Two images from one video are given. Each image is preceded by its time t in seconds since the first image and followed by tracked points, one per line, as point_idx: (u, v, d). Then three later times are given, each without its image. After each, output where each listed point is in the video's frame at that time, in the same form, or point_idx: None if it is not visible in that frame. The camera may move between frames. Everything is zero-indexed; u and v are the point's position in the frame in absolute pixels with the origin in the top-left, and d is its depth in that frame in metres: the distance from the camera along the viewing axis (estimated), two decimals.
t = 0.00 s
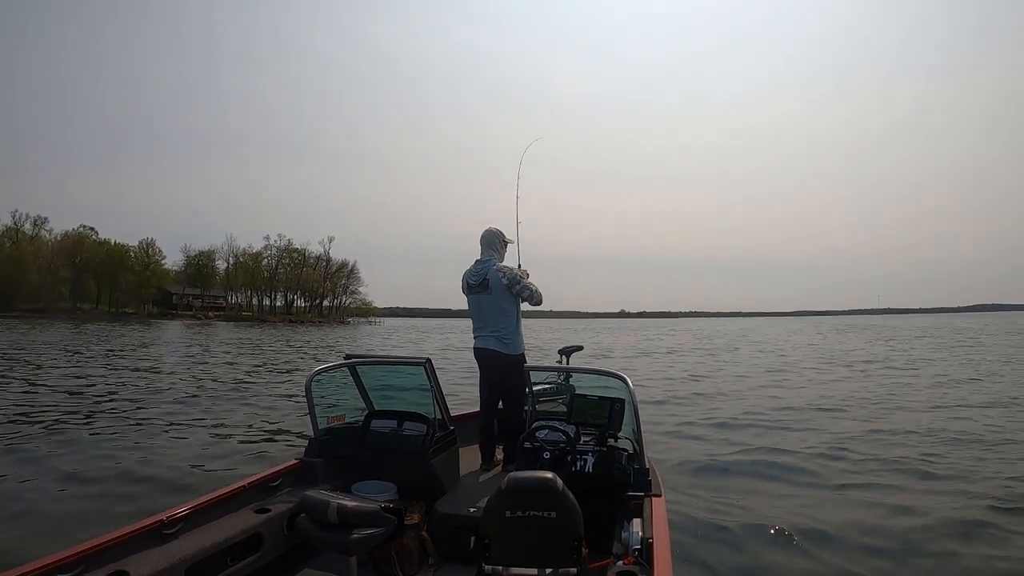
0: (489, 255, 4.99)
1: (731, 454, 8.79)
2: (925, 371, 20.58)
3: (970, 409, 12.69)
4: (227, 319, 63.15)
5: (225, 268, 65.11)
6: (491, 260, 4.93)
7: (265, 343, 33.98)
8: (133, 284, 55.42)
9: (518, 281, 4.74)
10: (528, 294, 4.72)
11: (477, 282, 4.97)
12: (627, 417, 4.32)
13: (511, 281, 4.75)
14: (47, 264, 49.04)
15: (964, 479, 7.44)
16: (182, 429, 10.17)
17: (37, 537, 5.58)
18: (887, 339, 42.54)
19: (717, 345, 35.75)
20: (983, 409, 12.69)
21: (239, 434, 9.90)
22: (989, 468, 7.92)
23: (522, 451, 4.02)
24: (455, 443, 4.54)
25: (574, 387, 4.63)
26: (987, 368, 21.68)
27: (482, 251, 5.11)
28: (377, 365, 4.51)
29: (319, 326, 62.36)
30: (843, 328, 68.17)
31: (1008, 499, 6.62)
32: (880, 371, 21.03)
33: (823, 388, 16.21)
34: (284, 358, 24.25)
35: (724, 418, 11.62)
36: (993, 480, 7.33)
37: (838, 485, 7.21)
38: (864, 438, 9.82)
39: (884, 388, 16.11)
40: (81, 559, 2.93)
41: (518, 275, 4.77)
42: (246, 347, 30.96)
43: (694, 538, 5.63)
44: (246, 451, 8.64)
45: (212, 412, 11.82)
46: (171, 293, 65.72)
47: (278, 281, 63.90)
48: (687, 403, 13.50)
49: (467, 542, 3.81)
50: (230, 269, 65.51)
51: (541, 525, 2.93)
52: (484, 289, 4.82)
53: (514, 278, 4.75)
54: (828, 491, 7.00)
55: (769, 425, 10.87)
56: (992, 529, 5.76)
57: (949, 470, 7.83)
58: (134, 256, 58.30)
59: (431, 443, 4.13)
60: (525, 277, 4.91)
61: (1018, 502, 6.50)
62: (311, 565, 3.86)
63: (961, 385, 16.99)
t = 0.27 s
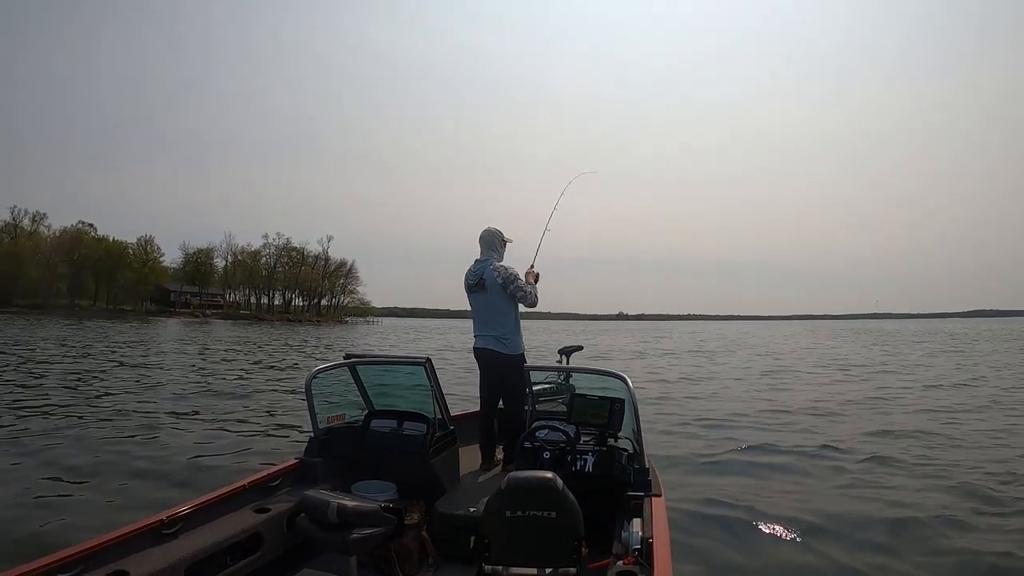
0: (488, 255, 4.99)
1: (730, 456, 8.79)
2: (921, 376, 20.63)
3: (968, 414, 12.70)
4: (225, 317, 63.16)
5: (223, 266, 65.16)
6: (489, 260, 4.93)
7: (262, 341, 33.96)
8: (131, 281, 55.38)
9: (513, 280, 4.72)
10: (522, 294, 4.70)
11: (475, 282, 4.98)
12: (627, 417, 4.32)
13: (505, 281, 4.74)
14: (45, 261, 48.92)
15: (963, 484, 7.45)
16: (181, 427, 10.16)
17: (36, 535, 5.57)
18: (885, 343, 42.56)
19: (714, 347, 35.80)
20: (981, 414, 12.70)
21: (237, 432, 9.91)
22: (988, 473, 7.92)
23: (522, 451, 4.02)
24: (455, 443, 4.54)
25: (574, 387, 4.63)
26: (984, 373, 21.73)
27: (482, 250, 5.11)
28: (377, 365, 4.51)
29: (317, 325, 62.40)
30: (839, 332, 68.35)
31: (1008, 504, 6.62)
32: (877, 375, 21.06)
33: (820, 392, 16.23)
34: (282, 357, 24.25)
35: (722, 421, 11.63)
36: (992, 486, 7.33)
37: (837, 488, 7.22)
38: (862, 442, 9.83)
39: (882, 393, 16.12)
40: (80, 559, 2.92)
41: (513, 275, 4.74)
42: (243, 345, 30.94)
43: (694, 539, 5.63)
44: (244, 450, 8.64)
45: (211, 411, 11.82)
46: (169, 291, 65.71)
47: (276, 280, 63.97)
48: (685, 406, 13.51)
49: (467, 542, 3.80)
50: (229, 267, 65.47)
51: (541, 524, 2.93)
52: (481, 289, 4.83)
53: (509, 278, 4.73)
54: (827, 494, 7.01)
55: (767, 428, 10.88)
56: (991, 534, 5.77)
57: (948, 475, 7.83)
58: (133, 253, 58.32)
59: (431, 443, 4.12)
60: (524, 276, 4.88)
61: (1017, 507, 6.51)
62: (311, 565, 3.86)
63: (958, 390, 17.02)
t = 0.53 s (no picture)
0: (490, 255, 5.00)
1: (728, 455, 8.79)
2: (917, 377, 20.68)
3: (965, 416, 12.74)
4: (223, 309, 63.15)
5: (221, 257, 65.13)
6: (489, 260, 4.95)
7: (259, 331, 33.91)
8: (129, 270, 55.22)
9: (508, 280, 4.70)
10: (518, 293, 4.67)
11: (476, 282, 5.00)
12: (627, 417, 4.32)
13: (501, 281, 4.73)
14: (43, 249, 48.72)
15: (961, 486, 7.46)
16: (181, 419, 10.13)
17: (36, 529, 5.57)
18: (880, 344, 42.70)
19: (710, 344, 35.87)
20: (978, 416, 12.73)
21: (236, 423, 9.90)
22: (985, 475, 7.94)
23: (522, 450, 4.02)
24: (455, 442, 4.55)
25: (574, 387, 4.62)
26: (979, 375, 21.82)
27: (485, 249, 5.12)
28: (377, 364, 4.50)
29: (315, 318, 62.43)
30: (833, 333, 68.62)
31: (1006, 507, 6.64)
32: (874, 376, 21.12)
33: (817, 392, 16.26)
34: (280, 348, 24.23)
35: (720, 419, 11.63)
36: (989, 489, 7.35)
37: (837, 489, 7.22)
38: (860, 443, 9.85)
39: (878, 393, 16.15)
40: (80, 557, 2.92)
41: (508, 275, 4.72)
42: (240, 335, 30.88)
43: (693, 538, 5.63)
44: (244, 443, 8.63)
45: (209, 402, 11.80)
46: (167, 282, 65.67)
47: (275, 272, 63.98)
48: (683, 403, 13.52)
49: (467, 542, 3.81)
50: (227, 259, 65.35)
51: (541, 524, 2.93)
52: (480, 289, 4.85)
53: (505, 278, 4.72)
54: (826, 494, 7.01)
55: (765, 428, 10.90)
56: (991, 536, 5.77)
57: (946, 477, 7.84)
58: (131, 242, 58.25)
59: (431, 443, 4.13)
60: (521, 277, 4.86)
61: (1015, 511, 6.52)
62: (311, 565, 3.85)
63: (954, 391, 17.08)
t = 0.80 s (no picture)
0: (497, 253, 4.98)
1: (727, 453, 8.79)
2: (913, 376, 20.76)
3: (962, 415, 12.77)
4: (221, 299, 63.19)
5: (220, 249, 65.15)
6: (496, 260, 4.94)
7: (257, 322, 33.89)
8: (128, 261, 55.14)
9: (515, 280, 4.67)
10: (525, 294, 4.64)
11: (483, 281, 4.99)
12: (627, 416, 4.32)
13: (508, 281, 4.70)
14: (42, 238, 48.60)
15: (959, 486, 7.48)
16: (181, 410, 10.11)
17: (36, 520, 5.55)
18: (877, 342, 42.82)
19: (708, 341, 35.91)
20: (975, 416, 12.75)
21: (237, 416, 9.91)
22: (984, 476, 7.95)
23: (522, 450, 4.02)
24: (455, 442, 4.54)
25: (574, 387, 4.62)
26: (975, 375, 21.88)
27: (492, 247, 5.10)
28: (378, 363, 4.49)
29: (313, 310, 62.48)
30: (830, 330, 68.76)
31: (1005, 508, 6.64)
32: (871, 374, 21.16)
33: (814, 389, 16.30)
34: (279, 340, 24.23)
35: (719, 417, 11.63)
36: (988, 489, 7.36)
37: (836, 488, 7.22)
38: (858, 441, 9.87)
39: (876, 392, 16.18)
40: (80, 558, 2.92)
41: (515, 274, 4.69)
42: (239, 326, 30.85)
43: (693, 536, 5.63)
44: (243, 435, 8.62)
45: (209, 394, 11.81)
46: (166, 273, 65.66)
47: (273, 264, 64.01)
48: (681, 400, 13.52)
49: (467, 542, 3.81)
50: (226, 252, 65.26)
51: (541, 524, 2.93)
52: (487, 289, 4.84)
53: (512, 278, 4.68)
54: (826, 493, 7.01)
55: (763, 425, 10.90)
56: (991, 537, 5.78)
57: (944, 477, 7.85)
58: (131, 232, 58.21)
59: (431, 442, 4.13)
60: (527, 276, 4.83)
61: (1014, 511, 6.53)
62: (311, 564, 3.85)
63: (950, 390, 17.13)
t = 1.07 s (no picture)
0: (501, 254, 4.98)
1: (728, 451, 8.78)
2: (912, 371, 20.75)
3: (962, 409, 12.76)
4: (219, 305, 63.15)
5: (217, 254, 65.15)
6: (499, 261, 4.94)
7: (255, 328, 33.85)
8: (124, 267, 54.93)
9: (519, 280, 4.67)
10: (529, 294, 4.65)
11: (487, 282, 4.99)
12: (628, 417, 4.32)
13: (511, 281, 4.70)
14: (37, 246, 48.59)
15: (959, 480, 7.46)
16: (180, 417, 10.09)
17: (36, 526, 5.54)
18: (876, 338, 42.81)
19: (706, 340, 35.88)
20: (975, 409, 12.74)
21: (235, 420, 9.91)
22: (985, 469, 7.93)
23: (523, 451, 4.03)
24: (455, 443, 4.54)
25: (574, 387, 4.59)
26: (974, 369, 21.87)
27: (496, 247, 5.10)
28: (379, 365, 4.49)
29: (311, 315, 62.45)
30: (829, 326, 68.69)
31: (1006, 502, 6.64)
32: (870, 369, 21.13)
33: (814, 386, 16.30)
34: (276, 345, 24.21)
35: (719, 415, 11.62)
36: (988, 483, 7.35)
37: (837, 485, 7.21)
38: (858, 437, 9.86)
39: (875, 386, 16.17)
40: (80, 558, 2.92)
41: (519, 275, 4.69)
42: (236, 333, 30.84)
43: (693, 536, 5.62)
44: (242, 440, 8.60)
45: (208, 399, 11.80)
46: (163, 279, 65.62)
47: (271, 268, 64.02)
48: (681, 399, 13.51)
49: (467, 543, 3.81)
50: (222, 256, 65.04)
51: (541, 524, 2.93)
52: (492, 289, 4.84)
53: (516, 278, 4.68)
54: (826, 490, 6.99)
55: (763, 423, 10.89)
56: (993, 533, 5.76)
57: (946, 471, 7.84)
58: (127, 239, 58.19)
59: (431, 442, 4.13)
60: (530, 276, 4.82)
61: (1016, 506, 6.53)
62: (311, 565, 3.85)
63: (950, 384, 17.11)
